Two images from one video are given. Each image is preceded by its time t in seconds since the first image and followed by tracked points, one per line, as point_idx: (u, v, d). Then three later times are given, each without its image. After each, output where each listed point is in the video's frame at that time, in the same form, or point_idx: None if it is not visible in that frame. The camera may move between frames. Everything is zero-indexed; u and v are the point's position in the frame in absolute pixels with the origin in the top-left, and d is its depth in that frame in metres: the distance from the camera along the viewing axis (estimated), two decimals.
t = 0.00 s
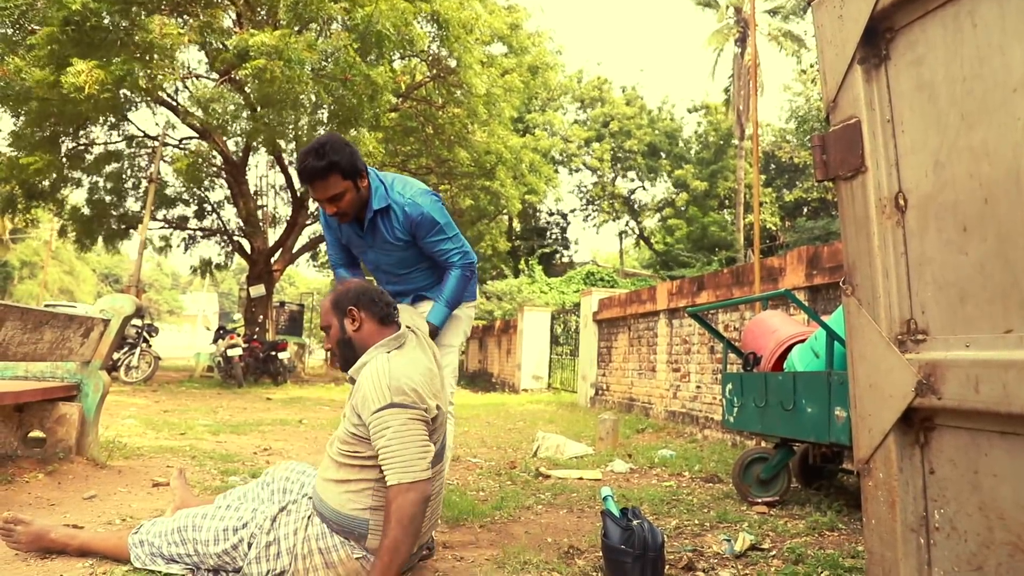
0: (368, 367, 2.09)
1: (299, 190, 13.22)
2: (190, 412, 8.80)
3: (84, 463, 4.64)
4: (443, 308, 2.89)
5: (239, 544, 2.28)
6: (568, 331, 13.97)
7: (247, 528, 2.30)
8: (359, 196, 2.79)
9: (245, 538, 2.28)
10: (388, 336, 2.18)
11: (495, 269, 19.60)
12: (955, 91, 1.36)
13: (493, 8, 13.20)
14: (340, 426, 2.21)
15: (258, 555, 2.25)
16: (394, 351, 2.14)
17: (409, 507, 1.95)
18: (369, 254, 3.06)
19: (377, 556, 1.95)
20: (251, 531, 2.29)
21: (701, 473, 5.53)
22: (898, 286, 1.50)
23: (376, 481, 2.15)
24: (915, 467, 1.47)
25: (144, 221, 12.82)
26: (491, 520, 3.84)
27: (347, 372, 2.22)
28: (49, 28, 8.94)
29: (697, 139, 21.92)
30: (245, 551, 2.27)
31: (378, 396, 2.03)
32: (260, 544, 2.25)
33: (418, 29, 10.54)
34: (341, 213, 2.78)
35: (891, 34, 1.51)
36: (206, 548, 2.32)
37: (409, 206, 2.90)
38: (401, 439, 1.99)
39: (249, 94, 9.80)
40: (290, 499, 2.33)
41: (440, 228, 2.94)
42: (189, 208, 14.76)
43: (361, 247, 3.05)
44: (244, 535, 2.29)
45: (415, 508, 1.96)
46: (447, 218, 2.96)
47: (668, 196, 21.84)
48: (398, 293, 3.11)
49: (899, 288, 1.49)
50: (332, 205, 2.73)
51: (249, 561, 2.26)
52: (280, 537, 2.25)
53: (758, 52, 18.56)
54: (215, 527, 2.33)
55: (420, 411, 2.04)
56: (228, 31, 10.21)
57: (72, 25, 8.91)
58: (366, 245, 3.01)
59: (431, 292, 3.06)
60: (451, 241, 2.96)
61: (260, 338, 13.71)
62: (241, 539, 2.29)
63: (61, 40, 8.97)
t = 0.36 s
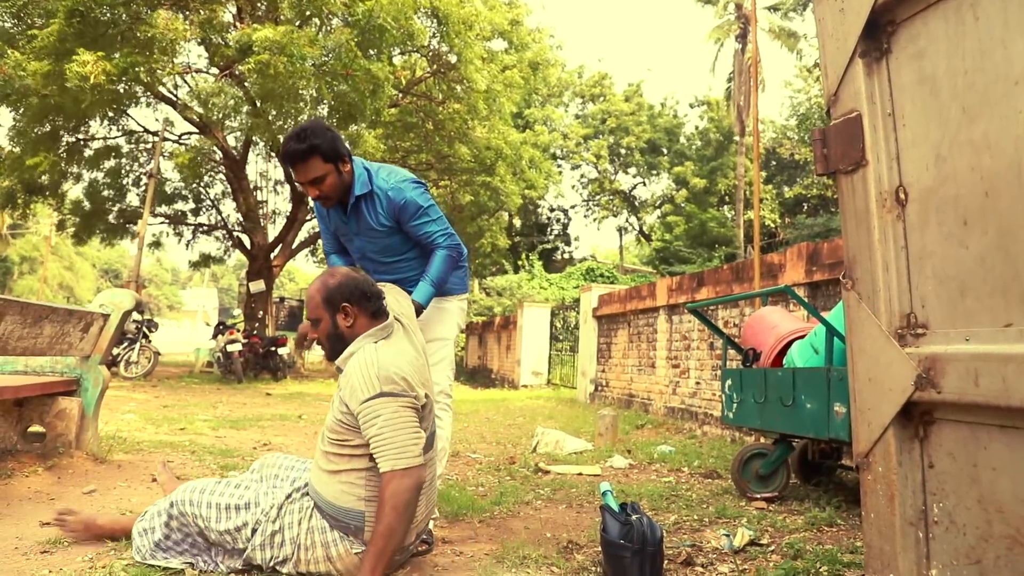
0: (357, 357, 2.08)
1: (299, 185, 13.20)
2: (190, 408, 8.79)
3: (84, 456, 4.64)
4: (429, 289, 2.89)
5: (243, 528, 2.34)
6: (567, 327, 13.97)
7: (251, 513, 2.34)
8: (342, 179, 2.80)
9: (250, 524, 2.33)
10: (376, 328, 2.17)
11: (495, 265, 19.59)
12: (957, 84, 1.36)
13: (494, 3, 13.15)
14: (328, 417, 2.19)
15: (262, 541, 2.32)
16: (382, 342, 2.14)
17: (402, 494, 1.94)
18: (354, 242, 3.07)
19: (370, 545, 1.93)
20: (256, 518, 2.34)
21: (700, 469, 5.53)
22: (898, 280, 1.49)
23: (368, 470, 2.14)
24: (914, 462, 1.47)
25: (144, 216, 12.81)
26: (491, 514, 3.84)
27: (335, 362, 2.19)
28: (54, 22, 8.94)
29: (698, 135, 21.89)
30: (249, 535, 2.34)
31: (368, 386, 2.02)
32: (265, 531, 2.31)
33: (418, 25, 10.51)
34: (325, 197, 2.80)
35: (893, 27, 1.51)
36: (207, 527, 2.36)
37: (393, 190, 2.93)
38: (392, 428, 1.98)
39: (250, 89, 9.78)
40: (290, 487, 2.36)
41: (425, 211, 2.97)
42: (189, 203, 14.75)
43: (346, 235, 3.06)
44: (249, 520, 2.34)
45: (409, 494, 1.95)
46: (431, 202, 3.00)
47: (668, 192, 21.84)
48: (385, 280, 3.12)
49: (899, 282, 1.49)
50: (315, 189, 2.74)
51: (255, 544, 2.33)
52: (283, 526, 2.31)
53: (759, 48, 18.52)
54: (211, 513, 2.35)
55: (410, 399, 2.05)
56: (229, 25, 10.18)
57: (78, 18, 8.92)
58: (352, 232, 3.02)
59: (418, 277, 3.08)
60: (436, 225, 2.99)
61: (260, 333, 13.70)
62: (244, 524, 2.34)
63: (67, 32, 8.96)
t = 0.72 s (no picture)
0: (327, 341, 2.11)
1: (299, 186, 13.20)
2: (191, 408, 8.80)
3: (85, 456, 4.65)
4: (423, 287, 2.90)
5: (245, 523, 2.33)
6: (567, 328, 13.96)
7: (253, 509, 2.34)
8: (333, 177, 2.81)
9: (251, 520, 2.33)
10: (357, 317, 2.20)
11: (495, 265, 19.59)
12: (957, 83, 1.36)
13: (494, 4, 13.14)
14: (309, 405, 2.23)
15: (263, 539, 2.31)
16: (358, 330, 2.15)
17: (336, 466, 1.89)
18: (351, 240, 3.08)
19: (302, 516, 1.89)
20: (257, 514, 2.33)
21: (701, 468, 5.53)
22: (899, 279, 1.50)
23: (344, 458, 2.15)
24: (915, 460, 1.47)
25: (144, 217, 12.81)
26: (492, 515, 3.84)
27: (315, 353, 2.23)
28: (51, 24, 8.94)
29: (698, 135, 21.89)
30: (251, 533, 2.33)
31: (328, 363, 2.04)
32: (264, 529, 2.30)
33: (418, 25, 10.52)
34: (316, 195, 2.81)
35: (893, 27, 1.51)
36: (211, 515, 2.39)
37: (386, 187, 2.93)
38: (343, 401, 1.96)
39: (250, 89, 9.78)
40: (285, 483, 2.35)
41: (419, 208, 2.97)
42: (189, 204, 14.76)
43: (344, 233, 3.08)
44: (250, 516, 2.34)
45: (344, 468, 1.89)
46: (424, 199, 3.00)
47: (668, 192, 21.85)
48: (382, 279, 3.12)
49: (900, 281, 1.49)
50: (305, 187, 2.75)
51: (256, 544, 2.32)
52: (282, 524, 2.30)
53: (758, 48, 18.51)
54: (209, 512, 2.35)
55: (364, 378, 2.02)
56: (229, 27, 10.19)
57: (77, 22, 8.93)
58: (349, 230, 3.04)
59: (414, 274, 3.09)
60: (430, 221, 2.99)
61: (261, 334, 13.70)
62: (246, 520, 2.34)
63: (63, 35, 8.96)
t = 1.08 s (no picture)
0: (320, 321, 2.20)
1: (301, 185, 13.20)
2: (193, 407, 8.80)
3: (87, 454, 4.65)
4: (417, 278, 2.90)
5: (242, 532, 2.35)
6: (569, 327, 13.96)
7: (249, 517, 2.36)
8: (326, 176, 2.84)
9: (248, 529, 2.35)
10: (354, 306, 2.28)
11: (497, 264, 19.58)
12: (961, 82, 1.36)
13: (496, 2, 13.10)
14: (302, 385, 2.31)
15: (264, 544, 2.35)
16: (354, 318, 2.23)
17: (279, 407, 1.90)
18: (349, 241, 3.10)
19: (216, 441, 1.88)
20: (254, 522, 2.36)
21: (704, 467, 5.53)
22: (901, 277, 1.50)
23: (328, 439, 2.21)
24: (919, 459, 1.47)
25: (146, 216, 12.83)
26: (494, 513, 3.84)
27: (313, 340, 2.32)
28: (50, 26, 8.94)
29: (701, 134, 21.86)
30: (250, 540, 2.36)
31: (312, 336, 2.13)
32: (265, 534, 2.35)
33: (421, 25, 10.50)
34: (310, 194, 2.84)
35: (897, 26, 1.51)
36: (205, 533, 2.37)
37: (378, 182, 2.95)
38: (314, 364, 2.03)
39: (251, 89, 9.78)
40: (284, 487, 2.41)
41: (411, 201, 2.98)
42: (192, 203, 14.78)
43: (341, 233, 3.09)
44: (246, 524, 2.36)
45: (278, 412, 1.90)
46: (417, 192, 3.01)
47: (670, 192, 21.82)
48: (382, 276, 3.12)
49: (903, 279, 1.49)
50: (299, 186, 2.79)
51: (256, 550, 2.36)
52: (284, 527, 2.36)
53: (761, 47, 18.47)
54: (206, 524, 2.37)
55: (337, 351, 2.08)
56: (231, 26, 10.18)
57: (74, 24, 8.93)
58: (344, 229, 3.05)
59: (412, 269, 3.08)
60: (423, 214, 2.99)
61: (263, 333, 13.71)
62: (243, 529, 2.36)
63: (62, 37, 8.96)
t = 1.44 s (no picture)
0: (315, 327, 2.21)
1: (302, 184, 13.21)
2: (195, 406, 8.82)
3: (88, 454, 4.65)
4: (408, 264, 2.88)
5: (238, 538, 2.34)
6: (570, 326, 13.95)
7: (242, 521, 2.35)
8: (326, 158, 2.86)
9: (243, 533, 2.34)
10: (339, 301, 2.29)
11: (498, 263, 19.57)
12: (963, 81, 1.36)
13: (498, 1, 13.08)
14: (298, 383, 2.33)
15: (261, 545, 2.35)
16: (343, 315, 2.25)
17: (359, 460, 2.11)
18: (344, 227, 3.09)
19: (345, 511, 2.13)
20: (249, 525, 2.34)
21: (705, 467, 5.53)
22: (903, 277, 1.49)
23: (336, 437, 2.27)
24: (921, 459, 1.47)
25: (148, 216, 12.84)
26: (495, 513, 3.84)
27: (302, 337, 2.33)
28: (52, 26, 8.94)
29: (702, 133, 21.86)
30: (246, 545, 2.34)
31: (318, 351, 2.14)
32: (260, 537, 2.34)
33: (422, 24, 10.49)
34: (310, 174, 2.86)
35: (899, 24, 1.51)
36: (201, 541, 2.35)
37: (377, 168, 2.96)
38: (342, 394, 2.11)
39: (252, 89, 9.78)
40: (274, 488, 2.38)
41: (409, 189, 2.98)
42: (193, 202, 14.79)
43: (337, 220, 3.09)
44: (241, 528, 2.34)
45: (361, 458, 2.12)
46: (415, 181, 3.01)
47: (671, 191, 21.80)
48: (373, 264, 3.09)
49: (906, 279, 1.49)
50: (299, 166, 2.81)
51: (253, 553, 2.35)
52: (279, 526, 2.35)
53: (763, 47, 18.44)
54: (202, 532, 2.35)
55: (360, 368, 2.15)
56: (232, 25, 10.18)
57: (75, 23, 8.94)
58: (340, 214, 3.05)
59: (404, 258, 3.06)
60: (419, 202, 2.99)
61: (264, 332, 13.72)
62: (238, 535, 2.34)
63: (64, 37, 8.96)
